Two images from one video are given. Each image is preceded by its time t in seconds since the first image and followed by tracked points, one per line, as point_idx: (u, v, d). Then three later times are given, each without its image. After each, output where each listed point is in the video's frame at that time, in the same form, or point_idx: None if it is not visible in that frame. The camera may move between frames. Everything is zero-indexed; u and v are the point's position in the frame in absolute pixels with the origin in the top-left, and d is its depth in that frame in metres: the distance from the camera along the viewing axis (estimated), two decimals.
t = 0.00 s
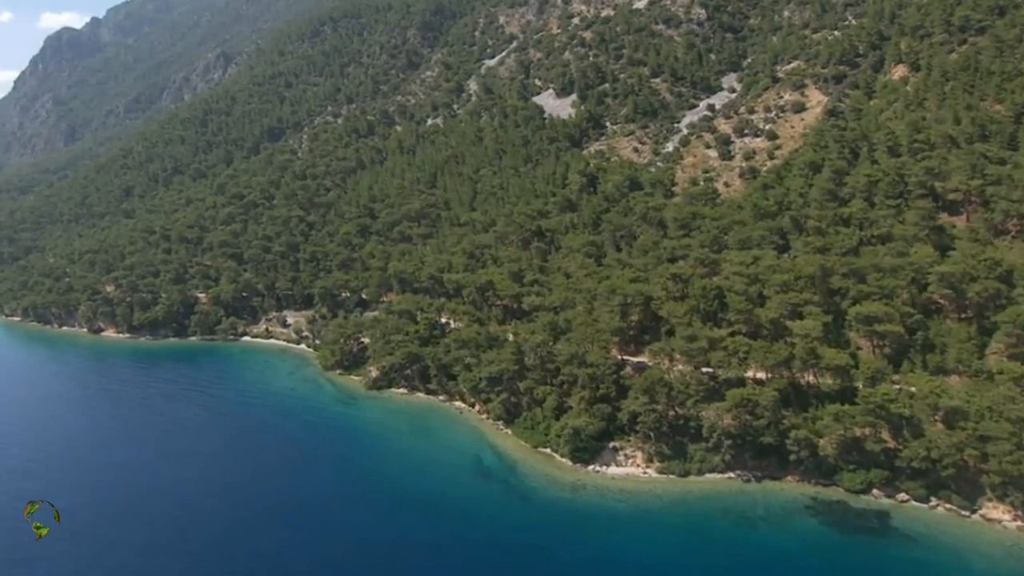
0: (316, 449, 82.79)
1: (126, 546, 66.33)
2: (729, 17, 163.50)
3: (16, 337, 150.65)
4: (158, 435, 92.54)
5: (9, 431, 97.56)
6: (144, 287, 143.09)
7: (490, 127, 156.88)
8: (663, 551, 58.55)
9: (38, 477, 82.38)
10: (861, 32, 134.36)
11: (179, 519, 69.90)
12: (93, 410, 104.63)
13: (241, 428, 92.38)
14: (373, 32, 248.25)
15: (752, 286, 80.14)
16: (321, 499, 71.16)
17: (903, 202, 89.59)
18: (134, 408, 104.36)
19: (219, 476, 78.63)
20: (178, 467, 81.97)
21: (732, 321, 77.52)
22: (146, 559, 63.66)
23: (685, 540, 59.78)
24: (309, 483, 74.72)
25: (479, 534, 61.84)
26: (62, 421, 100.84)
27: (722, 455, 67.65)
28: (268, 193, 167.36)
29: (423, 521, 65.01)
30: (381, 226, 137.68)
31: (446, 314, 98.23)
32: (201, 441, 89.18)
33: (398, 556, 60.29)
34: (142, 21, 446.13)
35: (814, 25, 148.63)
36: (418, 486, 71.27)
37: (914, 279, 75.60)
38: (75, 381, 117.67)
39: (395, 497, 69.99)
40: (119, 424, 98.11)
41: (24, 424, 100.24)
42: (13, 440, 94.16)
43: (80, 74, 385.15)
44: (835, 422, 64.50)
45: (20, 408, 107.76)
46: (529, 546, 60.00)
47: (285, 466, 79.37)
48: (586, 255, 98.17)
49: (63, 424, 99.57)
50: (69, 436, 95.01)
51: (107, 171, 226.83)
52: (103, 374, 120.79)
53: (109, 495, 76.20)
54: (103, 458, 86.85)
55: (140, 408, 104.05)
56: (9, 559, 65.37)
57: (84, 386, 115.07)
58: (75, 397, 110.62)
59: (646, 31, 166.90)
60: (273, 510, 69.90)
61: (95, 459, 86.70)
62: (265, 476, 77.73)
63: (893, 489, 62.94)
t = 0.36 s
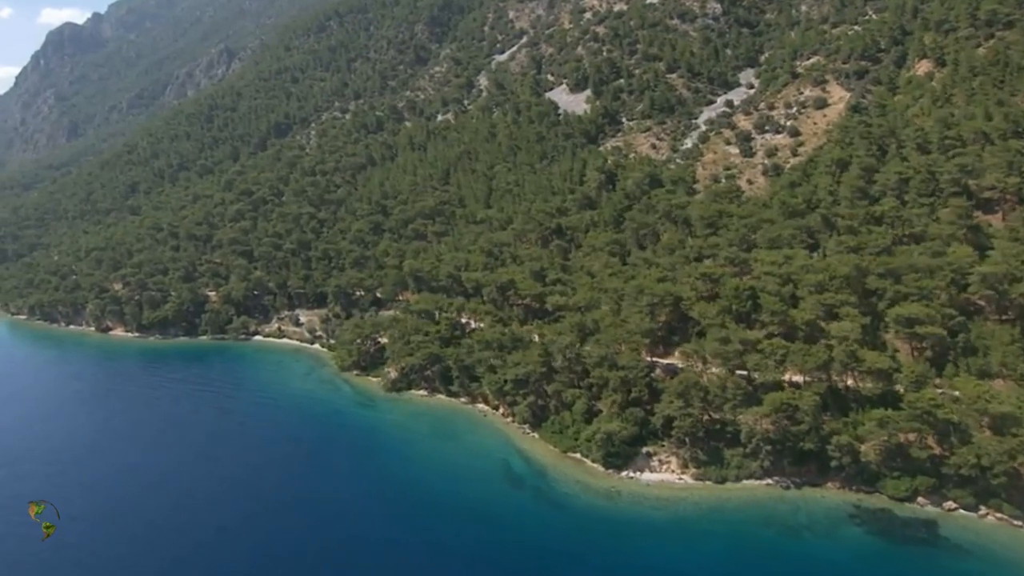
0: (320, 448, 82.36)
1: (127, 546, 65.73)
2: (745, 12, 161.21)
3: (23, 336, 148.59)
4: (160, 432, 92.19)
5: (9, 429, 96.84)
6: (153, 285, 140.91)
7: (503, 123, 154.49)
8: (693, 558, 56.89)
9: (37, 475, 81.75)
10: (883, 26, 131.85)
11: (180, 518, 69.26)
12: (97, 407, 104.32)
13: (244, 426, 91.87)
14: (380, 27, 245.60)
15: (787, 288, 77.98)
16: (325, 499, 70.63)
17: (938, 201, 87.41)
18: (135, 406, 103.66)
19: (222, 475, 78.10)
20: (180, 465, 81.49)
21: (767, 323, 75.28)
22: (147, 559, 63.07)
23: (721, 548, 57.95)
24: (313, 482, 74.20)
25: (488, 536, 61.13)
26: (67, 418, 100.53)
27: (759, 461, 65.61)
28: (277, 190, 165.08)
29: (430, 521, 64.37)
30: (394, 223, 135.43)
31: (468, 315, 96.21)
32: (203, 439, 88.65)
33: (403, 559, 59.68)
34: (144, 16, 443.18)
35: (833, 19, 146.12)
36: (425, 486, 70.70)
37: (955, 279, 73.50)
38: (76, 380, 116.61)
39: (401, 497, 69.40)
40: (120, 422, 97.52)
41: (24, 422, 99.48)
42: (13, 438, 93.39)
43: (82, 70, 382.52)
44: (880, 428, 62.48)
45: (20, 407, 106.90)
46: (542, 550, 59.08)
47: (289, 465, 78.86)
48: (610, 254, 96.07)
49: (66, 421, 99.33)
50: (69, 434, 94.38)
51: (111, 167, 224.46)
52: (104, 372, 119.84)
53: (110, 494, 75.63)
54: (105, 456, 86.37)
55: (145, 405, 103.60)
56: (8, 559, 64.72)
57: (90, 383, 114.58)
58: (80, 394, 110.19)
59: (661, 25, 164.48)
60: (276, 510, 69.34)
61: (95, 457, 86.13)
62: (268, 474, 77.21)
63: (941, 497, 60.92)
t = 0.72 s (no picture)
0: (331, 449, 80.87)
1: (128, 545, 64.70)
2: (766, 6, 158.28)
3: (32, 334, 146.06)
4: (165, 431, 91.06)
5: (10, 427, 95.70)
6: (165, 283, 138.31)
7: (520, 118, 151.71)
8: (734, 569, 54.68)
9: (39, 472, 80.83)
10: (912, 19, 128.89)
11: (184, 518, 68.25)
12: (103, 404, 103.34)
13: (249, 425, 90.94)
14: (388, 21, 242.38)
15: (831, 289, 75.51)
16: (331, 499, 69.66)
17: (982, 198, 84.78)
18: (142, 403, 102.45)
19: (227, 474, 77.16)
20: (184, 464, 80.40)
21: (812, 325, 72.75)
22: (148, 558, 62.01)
23: (771, 560, 55.56)
24: (319, 482, 73.28)
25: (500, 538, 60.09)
26: (72, 415, 99.70)
27: (811, 469, 63.17)
28: (289, 186, 162.38)
29: (440, 522, 63.36)
30: (412, 220, 132.82)
31: (495, 315, 93.82)
32: (208, 438, 87.58)
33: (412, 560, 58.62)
34: (146, 10, 439.51)
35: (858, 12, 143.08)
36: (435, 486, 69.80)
37: (1008, 280, 70.85)
38: (79, 379, 115.16)
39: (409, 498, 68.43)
40: (123, 420, 96.48)
41: (29, 419, 98.64)
42: (16, 435, 92.39)
43: (85, 64, 379.27)
44: (939, 436, 60.06)
45: (21, 404, 105.55)
46: (560, 555, 57.87)
47: (294, 464, 77.93)
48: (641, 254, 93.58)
49: (72, 418, 98.42)
50: (73, 431, 93.53)
51: (117, 162, 221.60)
52: (107, 370, 118.41)
53: (112, 492, 74.66)
54: (109, 453, 85.44)
55: (152, 403, 102.48)
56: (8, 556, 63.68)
57: (97, 381, 113.47)
58: (87, 391, 109.12)
59: (680, 19, 161.55)
60: (281, 510, 68.37)
61: (97, 455, 85.13)
62: (274, 474, 76.16)
63: (1004, 508, 58.47)
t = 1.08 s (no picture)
0: (343, 452, 79.60)
1: (128, 544, 64.04)
2: None
3: (40, 333, 143.83)
4: (172, 430, 90.20)
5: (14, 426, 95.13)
6: (176, 281, 136.00)
7: (536, 114, 149.17)
8: None
9: (43, 471, 80.47)
10: (940, 12, 126.05)
11: (185, 517, 67.65)
12: (110, 403, 102.64)
13: (257, 424, 90.08)
14: (397, 15, 239.36)
15: (874, 291, 73.25)
16: (336, 499, 68.94)
17: None
18: (150, 402, 101.53)
19: (231, 473, 76.64)
20: (190, 464, 79.54)
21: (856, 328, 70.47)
22: (147, 559, 61.29)
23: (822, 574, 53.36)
24: (324, 482, 72.72)
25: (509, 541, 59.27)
26: (79, 413, 99.20)
27: (860, 478, 61.03)
28: (301, 183, 160.06)
29: (450, 526, 62.48)
30: (428, 218, 130.53)
31: (521, 316, 91.68)
32: (215, 438, 86.62)
33: (417, 562, 58.01)
34: (149, 6, 436.49)
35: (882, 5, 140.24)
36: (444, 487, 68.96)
37: None
38: (83, 377, 114.20)
39: (417, 500, 67.85)
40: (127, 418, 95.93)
41: (37, 418, 98.20)
42: (23, 434, 92.12)
43: (87, 59, 376.45)
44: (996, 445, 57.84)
45: (24, 403, 104.84)
46: (570, 559, 57.15)
47: (302, 463, 77.08)
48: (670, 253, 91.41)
49: (80, 416, 97.89)
50: (80, 430, 93.02)
51: (123, 158, 219.11)
52: (113, 369, 117.29)
53: (115, 492, 74.07)
54: (115, 452, 84.85)
55: (160, 401, 101.66)
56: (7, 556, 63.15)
57: (106, 379, 112.78)
58: (96, 390, 108.46)
59: (698, 13, 158.83)
60: (285, 510, 67.71)
61: (100, 454, 84.63)
62: (281, 475, 75.07)
63: None
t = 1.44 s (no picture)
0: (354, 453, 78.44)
1: (130, 543, 63.50)
2: None
3: (49, 333, 141.76)
4: (178, 429, 89.41)
5: (17, 423, 94.40)
6: (187, 280, 133.93)
7: (551, 110, 146.84)
8: None
9: (47, 466, 80.10)
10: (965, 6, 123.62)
11: (188, 517, 66.96)
12: (118, 400, 101.84)
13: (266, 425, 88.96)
14: (404, 9, 236.59)
15: (914, 292, 71.18)
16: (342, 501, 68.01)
17: None
18: (158, 400, 100.60)
19: (235, 473, 75.78)
20: (196, 463, 78.82)
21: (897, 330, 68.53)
22: (147, 558, 60.73)
23: None
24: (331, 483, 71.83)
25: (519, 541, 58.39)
26: (86, 410, 98.56)
27: (907, 486, 59.11)
28: (311, 181, 157.87)
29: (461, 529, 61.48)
30: (443, 216, 128.46)
31: (545, 316, 89.75)
32: (222, 437, 85.74)
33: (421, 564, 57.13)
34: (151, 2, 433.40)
35: None
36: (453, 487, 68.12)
37: None
38: (90, 376, 113.14)
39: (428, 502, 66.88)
40: (130, 416, 95.20)
41: (44, 415, 97.57)
42: (29, 430, 91.71)
43: (90, 56, 373.85)
44: None
45: (32, 401, 104.01)
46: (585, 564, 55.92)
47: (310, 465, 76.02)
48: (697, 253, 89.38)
49: (86, 414, 97.26)
50: (86, 427, 92.46)
51: (129, 154, 216.83)
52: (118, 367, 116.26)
53: (116, 490, 73.37)
54: (119, 449, 84.22)
55: (167, 398, 100.77)
56: (7, 554, 62.47)
57: (114, 377, 111.86)
58: (103, 388, 107.63)
59: (714, 8, 156.35)
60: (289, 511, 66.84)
61: (102, 451, 84.03)
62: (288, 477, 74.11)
63: None
